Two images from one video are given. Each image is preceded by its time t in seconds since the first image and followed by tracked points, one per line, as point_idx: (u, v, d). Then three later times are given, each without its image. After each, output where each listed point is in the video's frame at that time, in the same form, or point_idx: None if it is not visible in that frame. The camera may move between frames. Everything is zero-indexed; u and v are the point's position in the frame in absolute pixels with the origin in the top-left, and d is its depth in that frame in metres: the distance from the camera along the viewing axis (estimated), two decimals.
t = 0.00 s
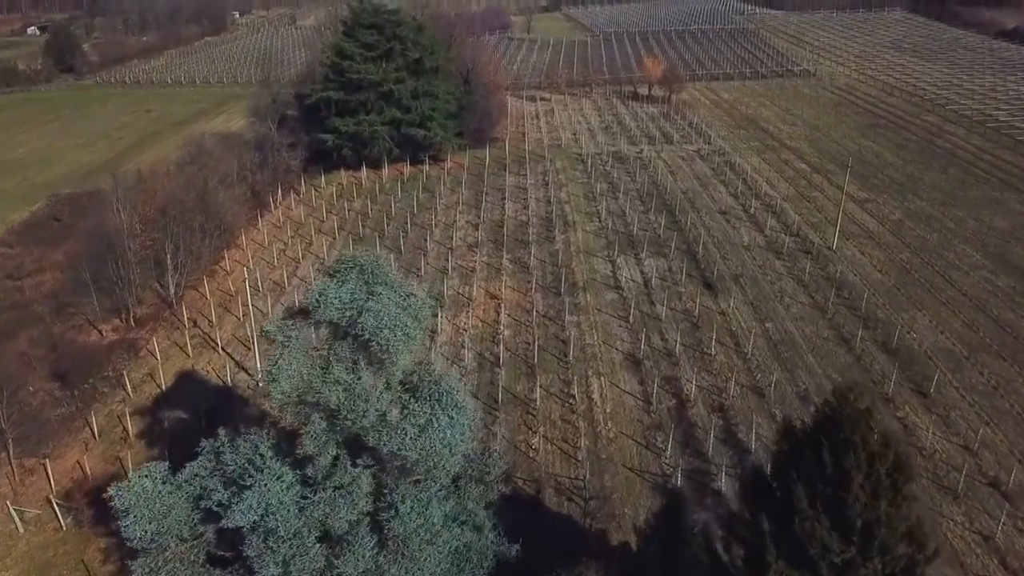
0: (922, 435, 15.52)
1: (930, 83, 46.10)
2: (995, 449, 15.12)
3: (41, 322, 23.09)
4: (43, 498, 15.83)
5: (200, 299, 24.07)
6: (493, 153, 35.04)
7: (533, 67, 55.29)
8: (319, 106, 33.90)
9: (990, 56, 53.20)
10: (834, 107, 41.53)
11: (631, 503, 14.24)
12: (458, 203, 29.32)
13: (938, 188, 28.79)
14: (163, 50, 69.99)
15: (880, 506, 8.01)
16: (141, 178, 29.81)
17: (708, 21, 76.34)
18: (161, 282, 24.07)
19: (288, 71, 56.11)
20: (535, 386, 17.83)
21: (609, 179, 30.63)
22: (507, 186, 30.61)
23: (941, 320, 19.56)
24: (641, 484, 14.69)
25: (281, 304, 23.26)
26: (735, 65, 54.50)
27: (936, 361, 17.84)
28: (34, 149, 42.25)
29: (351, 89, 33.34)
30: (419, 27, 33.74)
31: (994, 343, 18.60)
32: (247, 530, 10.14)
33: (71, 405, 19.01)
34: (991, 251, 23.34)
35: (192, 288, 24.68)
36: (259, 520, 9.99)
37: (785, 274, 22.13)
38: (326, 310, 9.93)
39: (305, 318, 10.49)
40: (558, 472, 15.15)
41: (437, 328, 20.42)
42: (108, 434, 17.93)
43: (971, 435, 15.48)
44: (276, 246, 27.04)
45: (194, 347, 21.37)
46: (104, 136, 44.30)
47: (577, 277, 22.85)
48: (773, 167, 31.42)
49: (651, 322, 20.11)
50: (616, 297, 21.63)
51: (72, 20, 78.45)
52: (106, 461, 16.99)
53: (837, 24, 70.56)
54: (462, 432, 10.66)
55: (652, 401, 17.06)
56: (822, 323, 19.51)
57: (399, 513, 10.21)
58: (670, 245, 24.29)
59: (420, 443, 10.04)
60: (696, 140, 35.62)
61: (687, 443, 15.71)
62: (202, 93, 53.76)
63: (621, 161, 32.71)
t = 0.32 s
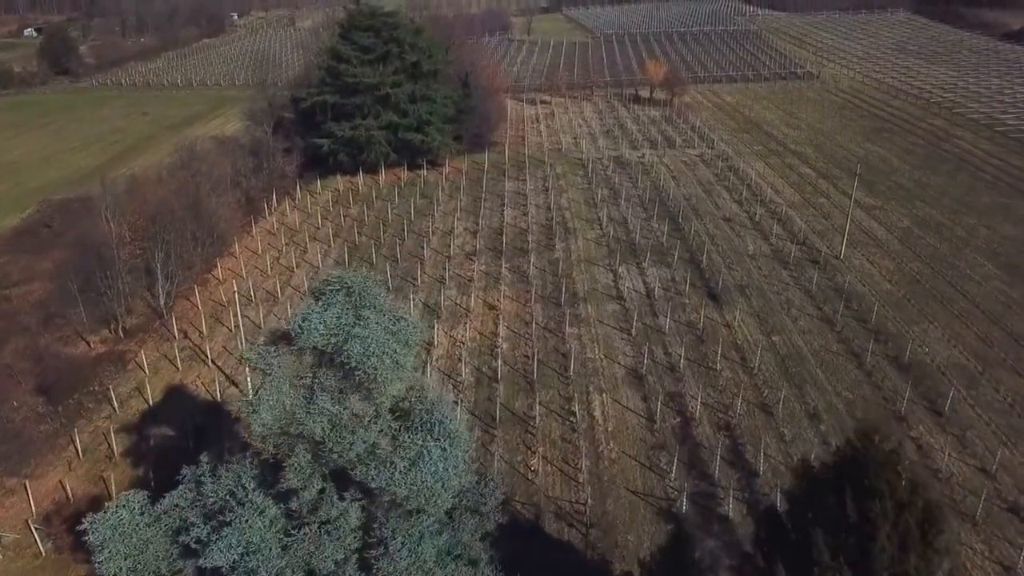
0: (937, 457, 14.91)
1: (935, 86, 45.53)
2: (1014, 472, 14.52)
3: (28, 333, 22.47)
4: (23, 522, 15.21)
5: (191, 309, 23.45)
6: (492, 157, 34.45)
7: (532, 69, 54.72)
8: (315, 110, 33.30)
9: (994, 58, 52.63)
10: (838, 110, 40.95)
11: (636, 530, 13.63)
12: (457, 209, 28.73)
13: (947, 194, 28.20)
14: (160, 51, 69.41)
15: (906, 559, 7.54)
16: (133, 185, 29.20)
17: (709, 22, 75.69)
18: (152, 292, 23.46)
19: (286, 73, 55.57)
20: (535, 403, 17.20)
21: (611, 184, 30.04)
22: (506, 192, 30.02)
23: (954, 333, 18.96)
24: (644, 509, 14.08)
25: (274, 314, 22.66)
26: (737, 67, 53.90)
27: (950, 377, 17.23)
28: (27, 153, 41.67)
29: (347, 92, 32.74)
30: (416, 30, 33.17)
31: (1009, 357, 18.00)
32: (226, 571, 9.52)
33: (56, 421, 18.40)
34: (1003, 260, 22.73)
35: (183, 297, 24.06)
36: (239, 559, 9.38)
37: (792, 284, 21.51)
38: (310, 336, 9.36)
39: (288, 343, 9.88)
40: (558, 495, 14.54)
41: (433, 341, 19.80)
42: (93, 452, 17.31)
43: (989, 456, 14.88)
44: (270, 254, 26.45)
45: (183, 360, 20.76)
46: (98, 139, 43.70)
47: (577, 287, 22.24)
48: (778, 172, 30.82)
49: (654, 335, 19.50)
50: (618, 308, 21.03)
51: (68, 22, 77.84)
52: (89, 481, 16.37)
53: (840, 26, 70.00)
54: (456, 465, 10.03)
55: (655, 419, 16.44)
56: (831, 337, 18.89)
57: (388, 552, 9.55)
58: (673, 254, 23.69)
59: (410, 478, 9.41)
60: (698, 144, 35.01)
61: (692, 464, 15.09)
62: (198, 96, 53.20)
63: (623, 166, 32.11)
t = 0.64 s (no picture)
0: (953, 479, 14.32)
1: (941, 88, 44.92)
2: None
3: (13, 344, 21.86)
4: None
5: (182, 319, 22.83)
6: (491, 162, 33.85)
7: (532, 71, 54.12)
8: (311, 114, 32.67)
9: (1000, 60, 52.05)
10: (842, 114, 40.33)
11: (640, 560, 13.01)
12: (455, 215, 28.13)
13: (956, 201, 27.58)
14: (156, 53, 68.83)
15: None
16: (124, 192, 28.61)
17: (710, 24, 75.02)
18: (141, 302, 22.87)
19: (283, 76, 54.97)
20: (534, 420, 16.58)
21: (612, 190, 29.44)
22: (505, 198, 29.41)
23: (968, 347, 18.33)
24: (649, 538, 13.44)
25: (266, 325, 22.04)
26: (739, 69, 53.29)
27: (964, 394, 16.61)
28: (20, 157, 41.10)
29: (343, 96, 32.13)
30: (414, 32, 32.59)
31: None
32: None
33: (38, 438, 17.79)
34: (1016, 270, 22.12)
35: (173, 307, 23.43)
36: None
37: (798, 295, 20.89)
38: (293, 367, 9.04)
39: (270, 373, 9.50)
40: (558, 521, 13.93)
41: (429, 355, 19.19)
42: (76, 471, 16.71)
43: (1008, 480, 14.26)
44: (264, 262, 25.85)
45: (172, 373, 20.13)
46: (92, 143, 43.13)
47: (578, 297, 21.62)
48: (782, 178, 30.21)
49: (658, 349, 18.88)
50: (620, 320, 20.41)
51: (65, 24, 77.26)
52: (71, 502, 15.77)
53: (842, 27, 69.42)
54: (448, 500, 9.54)
55: (659, 439, 15.82)
56: (839, 351, 18.28)
57: None
58: (676, 263, 23.08)
59: (399, 516, 8.92)
60: (701, 149, 34.42)
61: (698, 487, 14.48)
62: (195, 98, 52.61)
63: (624, 171, 31.50)
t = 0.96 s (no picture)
0: (970, 505, 13.72)
1: (946, 91, 44.31)
2: None
3: None
4: None
5: (171, 330, 22.21)
6: (490, 167, 33.25)
7: (532, 74, 53.54)
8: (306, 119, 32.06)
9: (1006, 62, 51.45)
10: (846, 117, 39.74)
11: None
12: (453, 222, 27.54)
13: (965, 208, 26.97)
14: (154, 55, 68.22)
15: None
16: (115, 199, 28.01)
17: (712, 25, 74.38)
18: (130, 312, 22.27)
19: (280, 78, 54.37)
20: (532, 439, 15.96)
21: (613, 196, 28.83)
22: (504, 204, 28.81)
23: (981, 362, 17.72)
24: (652, 567, 12.84)
25: (257, 337, 21.43)
26: (742, 71, 52.67)
27: (980, 413, 15.99)
28: (13, 160, 40.50)
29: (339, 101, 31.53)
30: (411, 35, 32.09)
31: None
32: None
33: (19, 456, 17.18)
34: None
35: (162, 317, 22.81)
36: None
37: (805, 307, 20.27)
38: (272, 404, 9.74)
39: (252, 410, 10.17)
40: (557, 548, 13.32)
41: (424, 369, 18.57)
42: (57, 492, 16.09)
43: None
44: (257, 270, 25.24)
45: (159, 388, 19.50)
46: (86, 146, 42.55)
47: (579, 308, 21.01)
48: (786, 183, 29.61)
49: (661, 363, 18.26)
50: (622, 332, 19.80)
51: (62, 26, 76.70)
52: (50, 525, 15.15)
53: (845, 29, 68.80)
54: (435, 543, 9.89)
55: (663, 460, 15.20)
56: (849, 366, 17.65)
57: None
58: (679, 272, 22.47)
59: (383, 558, 9.34)
60: (704, 153, 33.81)
61: (704, 512, 13.87)
62: (191, 101, 52.03)
63: (625, 176, 30.90)
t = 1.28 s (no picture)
0: (988, 533, 13.10)
1: (951, 94, 43.72)
2: None
3: None
4: None
5: (160, 341, 21.58)
6: (488, 172, 32.65)
7: (532, 76, 52.95)
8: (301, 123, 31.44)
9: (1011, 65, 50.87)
10: (851, 120, 39.13)
11: None
12: (450, 229, 26.93)
13: (974, 214, 26.36)
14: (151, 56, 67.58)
15: None
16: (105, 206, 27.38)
17: (713, 27, 73.80)
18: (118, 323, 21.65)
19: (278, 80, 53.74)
20: (530, 460, 15.34)
21: (614, 202, 28.21)
22: (503, 211, 28.20)
23: (995, 378, 17.11)
24: None
25: (248, 349, 20.80)
26: (744, 73, 52.04)
27: (996, 433, 15.37)
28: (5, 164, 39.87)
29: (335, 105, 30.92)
30: (408, 38, 31.59)
31: None
32: None
33: None
34: None
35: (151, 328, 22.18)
36: None
37: (812, 319, 19.63)
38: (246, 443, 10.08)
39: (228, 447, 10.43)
40: None
41: (419, 385, 17.95)
42: (36, 515, 15.46)
43: None
44: (249, 279, 24.63)
45: (146, 403, 18.87)
46: (80, 150, 41.93)
47: (579, 320, 20.38)
48: (791, 189, 28.99)
49: (664, 379, 17.63)
50: (623, 345, 19.17)
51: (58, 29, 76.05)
52: (27, 551, 14.53)
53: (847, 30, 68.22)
54: None
55: (666, 483, 14.58)
56: (859, 382, 17.03)
57: None
58: (682, 283, 21.85)
59: None
60: (707, 158, 33.18)
61: (710, 540, 13.24)
62: (188, 103, 51.43)
63: (626, 182, 30.28)
